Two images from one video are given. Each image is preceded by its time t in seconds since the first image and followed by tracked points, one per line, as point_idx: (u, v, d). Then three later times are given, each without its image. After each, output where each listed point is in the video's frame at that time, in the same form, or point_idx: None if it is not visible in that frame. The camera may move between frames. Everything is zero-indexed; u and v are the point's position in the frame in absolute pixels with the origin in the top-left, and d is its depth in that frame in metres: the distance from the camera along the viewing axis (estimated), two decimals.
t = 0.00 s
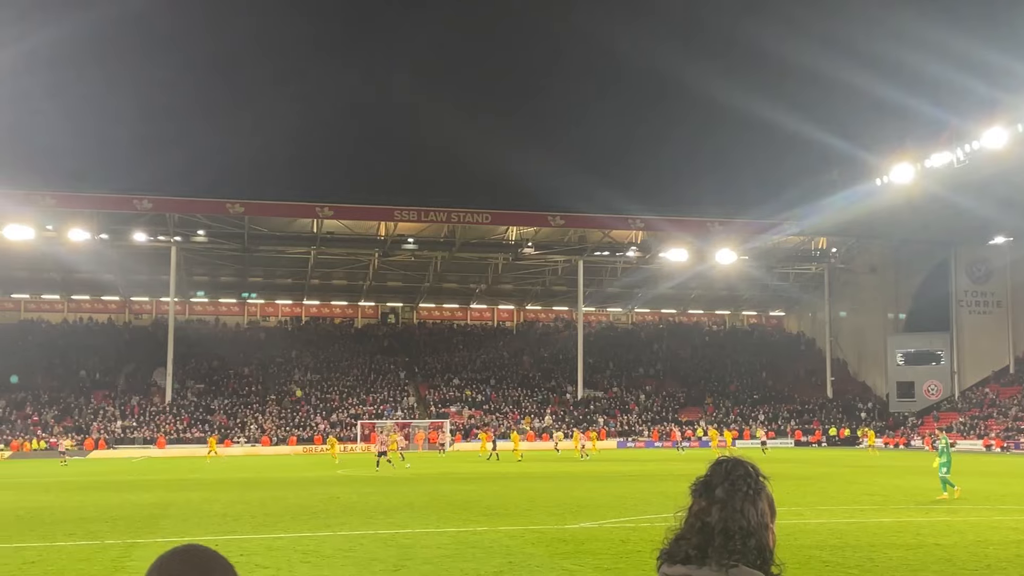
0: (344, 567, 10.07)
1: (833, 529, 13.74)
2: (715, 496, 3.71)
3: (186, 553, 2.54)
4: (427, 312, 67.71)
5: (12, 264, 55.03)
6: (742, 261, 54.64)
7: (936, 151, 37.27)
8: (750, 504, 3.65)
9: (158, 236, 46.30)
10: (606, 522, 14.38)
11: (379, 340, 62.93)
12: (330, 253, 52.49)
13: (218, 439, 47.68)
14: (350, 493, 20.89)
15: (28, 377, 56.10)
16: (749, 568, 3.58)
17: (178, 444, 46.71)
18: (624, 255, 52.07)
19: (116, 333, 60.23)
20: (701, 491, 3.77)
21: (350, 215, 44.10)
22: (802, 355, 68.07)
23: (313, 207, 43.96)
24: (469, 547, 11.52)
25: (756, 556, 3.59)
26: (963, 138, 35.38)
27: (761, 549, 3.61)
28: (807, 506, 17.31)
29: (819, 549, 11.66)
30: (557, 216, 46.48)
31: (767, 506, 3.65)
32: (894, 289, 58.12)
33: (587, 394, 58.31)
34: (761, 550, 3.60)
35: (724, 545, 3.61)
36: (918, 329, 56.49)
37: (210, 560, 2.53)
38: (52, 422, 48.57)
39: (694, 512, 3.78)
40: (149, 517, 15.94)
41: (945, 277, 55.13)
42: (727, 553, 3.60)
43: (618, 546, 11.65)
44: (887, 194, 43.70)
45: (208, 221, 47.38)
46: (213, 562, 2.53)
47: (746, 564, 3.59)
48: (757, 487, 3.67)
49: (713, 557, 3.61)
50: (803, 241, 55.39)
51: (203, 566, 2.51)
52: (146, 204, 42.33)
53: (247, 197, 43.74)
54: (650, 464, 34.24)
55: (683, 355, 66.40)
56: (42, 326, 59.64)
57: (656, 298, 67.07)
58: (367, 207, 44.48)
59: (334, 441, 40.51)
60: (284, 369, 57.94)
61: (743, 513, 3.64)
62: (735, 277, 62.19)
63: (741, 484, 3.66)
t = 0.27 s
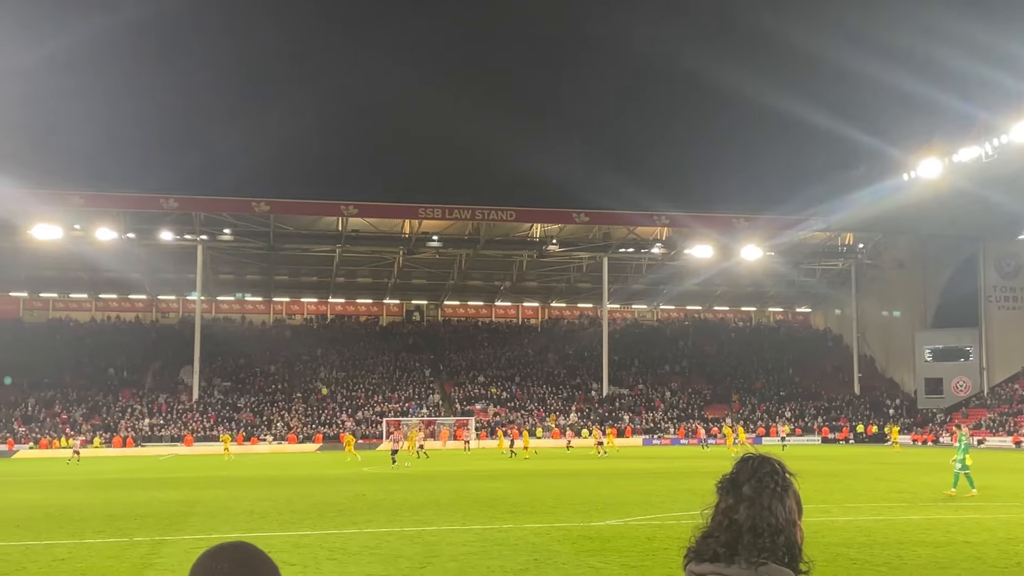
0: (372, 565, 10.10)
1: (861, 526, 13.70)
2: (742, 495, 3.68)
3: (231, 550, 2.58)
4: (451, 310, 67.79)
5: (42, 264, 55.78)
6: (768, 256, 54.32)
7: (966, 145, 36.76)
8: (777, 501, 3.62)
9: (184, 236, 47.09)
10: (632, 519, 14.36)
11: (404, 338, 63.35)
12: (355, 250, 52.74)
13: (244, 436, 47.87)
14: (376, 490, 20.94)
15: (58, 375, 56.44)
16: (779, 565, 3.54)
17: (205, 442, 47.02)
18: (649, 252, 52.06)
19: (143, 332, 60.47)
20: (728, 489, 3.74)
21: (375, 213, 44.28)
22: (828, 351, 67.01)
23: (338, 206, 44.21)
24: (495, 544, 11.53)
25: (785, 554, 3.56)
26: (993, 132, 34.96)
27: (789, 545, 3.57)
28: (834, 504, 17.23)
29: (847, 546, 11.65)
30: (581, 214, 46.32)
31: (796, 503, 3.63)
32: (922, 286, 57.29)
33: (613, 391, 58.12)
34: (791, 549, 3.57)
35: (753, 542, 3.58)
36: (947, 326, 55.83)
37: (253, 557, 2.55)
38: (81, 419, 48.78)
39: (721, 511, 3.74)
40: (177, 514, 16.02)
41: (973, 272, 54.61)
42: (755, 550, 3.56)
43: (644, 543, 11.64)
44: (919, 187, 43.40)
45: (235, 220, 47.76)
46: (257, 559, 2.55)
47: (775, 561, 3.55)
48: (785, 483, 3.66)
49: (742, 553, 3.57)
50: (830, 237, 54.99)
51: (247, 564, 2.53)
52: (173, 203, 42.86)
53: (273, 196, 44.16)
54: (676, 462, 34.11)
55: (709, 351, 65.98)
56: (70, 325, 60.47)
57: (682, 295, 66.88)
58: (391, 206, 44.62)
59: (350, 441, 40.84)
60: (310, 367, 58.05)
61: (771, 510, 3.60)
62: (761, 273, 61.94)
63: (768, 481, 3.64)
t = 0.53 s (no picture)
0: (395, 562, 10.13)
1: (886, 524, 13.66)
2: (762, 492, 3.62)
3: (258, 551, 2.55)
4: (472, 307, 67.17)
5: (67, 263, 56.29)
6: (790, 253, 54.01)
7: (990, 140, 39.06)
8: (798, 498, 3.56)
9: (206, 234, 46.87)
10: (654, 517, 14.35)
11: (426, 335, 63.05)
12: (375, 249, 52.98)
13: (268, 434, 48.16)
14: (398, 488, 21.00)
15: (83, 372, 56.89)
16: (799, 563, 3.52)
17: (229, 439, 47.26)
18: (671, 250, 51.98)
19: (166, 331, 60.94)
20: (748, 487, 3.68)
21: (397, 211, 44.75)
22: (852, 349, 66.43)
23: (360, 204, 44.78)
24: (517, 542, 11.54)
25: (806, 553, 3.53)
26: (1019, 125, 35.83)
27: (809, 543, 3.53)
28: (858, 502, 17.17)
29: (870, 544, 11.63)
30: (602, 211, 46.33)
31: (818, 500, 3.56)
32: (947, 284, 56.59)
33: (634, 389, 58.07)
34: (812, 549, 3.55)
35: (772, 541, 3.54)
36: (971, 321, 55.39)
37: (279, 555, 2.54)
38: (106, 417, 49.12)
39: (740, 507, 3.69)
40: (201, 511, 16.14)
41: (999, 268, 54.03)
42: (775, 549, 3.52)
43: (667, 541, 11.62)
44: (947, 179, 43.16)
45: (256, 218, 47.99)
46: (284, 559, 2.55)
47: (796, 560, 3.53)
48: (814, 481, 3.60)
49: (762, 552, 3.53)
50: (853, 234, 54.92)
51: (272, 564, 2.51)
52: (196, 202, 43.12)
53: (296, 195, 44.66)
54: (699, 460, 34.01)
55: (731, 349, 65.83)
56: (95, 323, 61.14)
57: (704, 292, 66.81)
58: (413, 204, 45.12)
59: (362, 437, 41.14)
60: (332, 365, 58.40)
61: (796, 508, 3.54)
62: (784, 271, 61.95)
63: (788, 478, 3.57)
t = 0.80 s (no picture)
0: (414, 560, 10.18)
1: (906, 522, 13.61)
2: (774, 490, 3.54)
3: (286, 542, 2.55)
4: (491, 304, 68.81)
5: (88, 261, 56.71)
6: (809, 251, 53.76)
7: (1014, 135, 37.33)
8: (810, 496, 3.47)
9: (226, 233, 47.17)
10: (673, 515, 14.31)
11: (445, 333, 63.56)
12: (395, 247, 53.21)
13: (287, 431, 48.27)
14: (417, 486, 21.05)
15: (102, 370, 57.02)
16: (812, 562, 3.39)
17: (247, 436, 47.26)
18: (689, 248, 51.84)
19: (185, 329, 61.58)
20: (760, 486, 3.61)
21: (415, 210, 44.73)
22: (872, 345, 66.05)
23: (378, 203, 44.69)
24: (536, 540, 11.56)
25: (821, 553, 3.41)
26: None
27: (822, 542, 3.41)
28: (879, 500, 17.10)
29: (892, 543, 11.55)
30: (621, 209, 45.95)
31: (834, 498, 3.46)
32: (966, 282, 55.47)
33: (653, 387, 57.98)
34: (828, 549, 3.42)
35: (783, 540, 3.42)
36: (991, 320, 54.18)
37: (305, 544, 2.55)
38: (126, 415, 49.35)
39: (754, 508, 3.60)
40: (221, 508, 16.23)
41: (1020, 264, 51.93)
42: (787, 548, 3.40)
43: (686, 539, 11.61)
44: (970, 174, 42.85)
45: (275, 217, 48.27)
46: (309, 547, 2.55)
47: (809, 560, 3.39)
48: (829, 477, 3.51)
49: (772, 550, 3.42)
50: (872, 231, 54.59)
51: (297, 554, 2.51)
52: (216, 201, 42.99)
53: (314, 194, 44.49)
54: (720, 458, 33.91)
55: (750, 346, 65.59)
56: (115, 321, 61.59)
57: (723, 289, 66.79)
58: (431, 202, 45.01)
59: (374, 433, 40.96)
60: (351, 363, 58.65)
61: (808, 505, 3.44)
62: (803, 267, 61.85)
63: (800, 475, 3.49)
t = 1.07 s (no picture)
0: (429, 558, 10.21)
1: (923, 521, 13.55)
2: (784, 489, 3.33)
3: (308, 537, 2.51)
4: (506, 304, 68.47)
5: (106, 261, 57.18)
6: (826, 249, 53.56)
7: None
8: (819, 495, 3.21)
9: (243, 233, 47.35)
10: (688, 514, 14.28)
11: (460, 332, 63.71)
12: (410, 246, 53.25)
13: (303, 430, 48.38)
14: (433, 485, 21.09)
15: (119, 370, 57.20)
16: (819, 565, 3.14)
17: (263, 435, 47.47)
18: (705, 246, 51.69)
19: (201, 328, 61.91)
20: (776, 485, 3.40)
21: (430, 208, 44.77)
22: (889, 344, 65.56)
23: (393, 202, 44.59)
24: (551, 538, 11.57)
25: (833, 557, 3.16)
26: None
27: (830, 544, 3.14)
28: (897, 498, 16.99)
29: (908, 542, 11.53)
30: (636, 207, 45.77)
31: (849, 499, 3.18)
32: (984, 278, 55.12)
33: (669, 386, 57.84)
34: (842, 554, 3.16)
35: (788, 540, 3.20)
36: (1010, 317, 53.68)
37: (327, 538, 2.51)
38: (143, 415, 49.55)
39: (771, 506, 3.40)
40: (237, 507, 16.29)
41: None
42: (792, 548, 3.18)
43: (702, 538, 11.59)
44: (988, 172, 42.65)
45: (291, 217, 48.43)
46: (331, 540, 2.51)
47: (818, 562, 3.16)
48: (846, 477, 3.22)
49: (776, 550, 3.22)
50: (889, 229, 54.31)
51: (320, 548, 2.47)
52: (232, 200, 43.12)
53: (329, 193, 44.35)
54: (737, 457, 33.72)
55: (766, 344, 65.44)
56: (132, 321, 61.94)
57: (739, 288, 66.71)
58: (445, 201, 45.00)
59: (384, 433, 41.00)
60: (367, 363, 58.83)
61: (817, 504, 3.19)
62: (819, 265, 61.78)
63: (809, 474, 3.25)
